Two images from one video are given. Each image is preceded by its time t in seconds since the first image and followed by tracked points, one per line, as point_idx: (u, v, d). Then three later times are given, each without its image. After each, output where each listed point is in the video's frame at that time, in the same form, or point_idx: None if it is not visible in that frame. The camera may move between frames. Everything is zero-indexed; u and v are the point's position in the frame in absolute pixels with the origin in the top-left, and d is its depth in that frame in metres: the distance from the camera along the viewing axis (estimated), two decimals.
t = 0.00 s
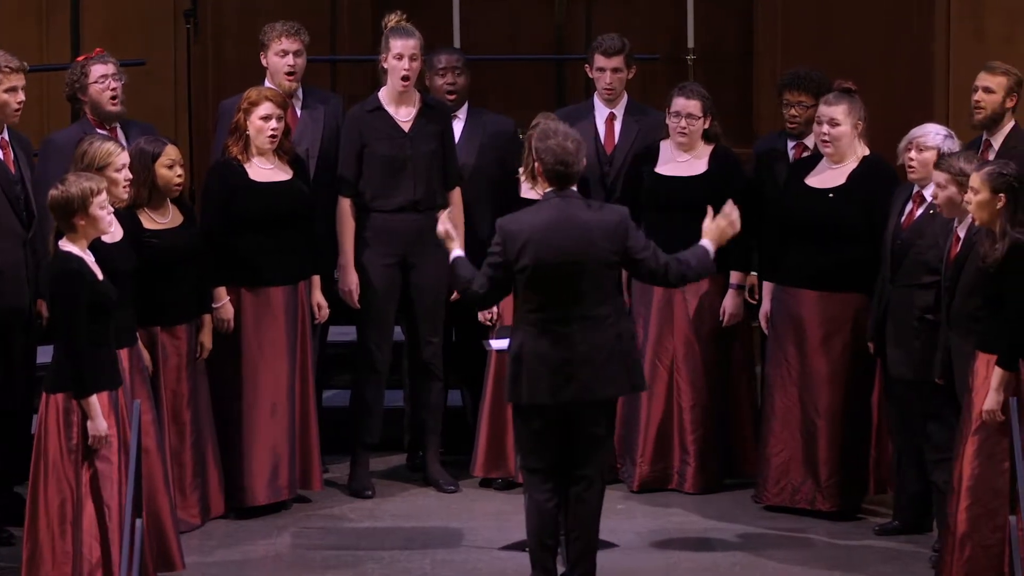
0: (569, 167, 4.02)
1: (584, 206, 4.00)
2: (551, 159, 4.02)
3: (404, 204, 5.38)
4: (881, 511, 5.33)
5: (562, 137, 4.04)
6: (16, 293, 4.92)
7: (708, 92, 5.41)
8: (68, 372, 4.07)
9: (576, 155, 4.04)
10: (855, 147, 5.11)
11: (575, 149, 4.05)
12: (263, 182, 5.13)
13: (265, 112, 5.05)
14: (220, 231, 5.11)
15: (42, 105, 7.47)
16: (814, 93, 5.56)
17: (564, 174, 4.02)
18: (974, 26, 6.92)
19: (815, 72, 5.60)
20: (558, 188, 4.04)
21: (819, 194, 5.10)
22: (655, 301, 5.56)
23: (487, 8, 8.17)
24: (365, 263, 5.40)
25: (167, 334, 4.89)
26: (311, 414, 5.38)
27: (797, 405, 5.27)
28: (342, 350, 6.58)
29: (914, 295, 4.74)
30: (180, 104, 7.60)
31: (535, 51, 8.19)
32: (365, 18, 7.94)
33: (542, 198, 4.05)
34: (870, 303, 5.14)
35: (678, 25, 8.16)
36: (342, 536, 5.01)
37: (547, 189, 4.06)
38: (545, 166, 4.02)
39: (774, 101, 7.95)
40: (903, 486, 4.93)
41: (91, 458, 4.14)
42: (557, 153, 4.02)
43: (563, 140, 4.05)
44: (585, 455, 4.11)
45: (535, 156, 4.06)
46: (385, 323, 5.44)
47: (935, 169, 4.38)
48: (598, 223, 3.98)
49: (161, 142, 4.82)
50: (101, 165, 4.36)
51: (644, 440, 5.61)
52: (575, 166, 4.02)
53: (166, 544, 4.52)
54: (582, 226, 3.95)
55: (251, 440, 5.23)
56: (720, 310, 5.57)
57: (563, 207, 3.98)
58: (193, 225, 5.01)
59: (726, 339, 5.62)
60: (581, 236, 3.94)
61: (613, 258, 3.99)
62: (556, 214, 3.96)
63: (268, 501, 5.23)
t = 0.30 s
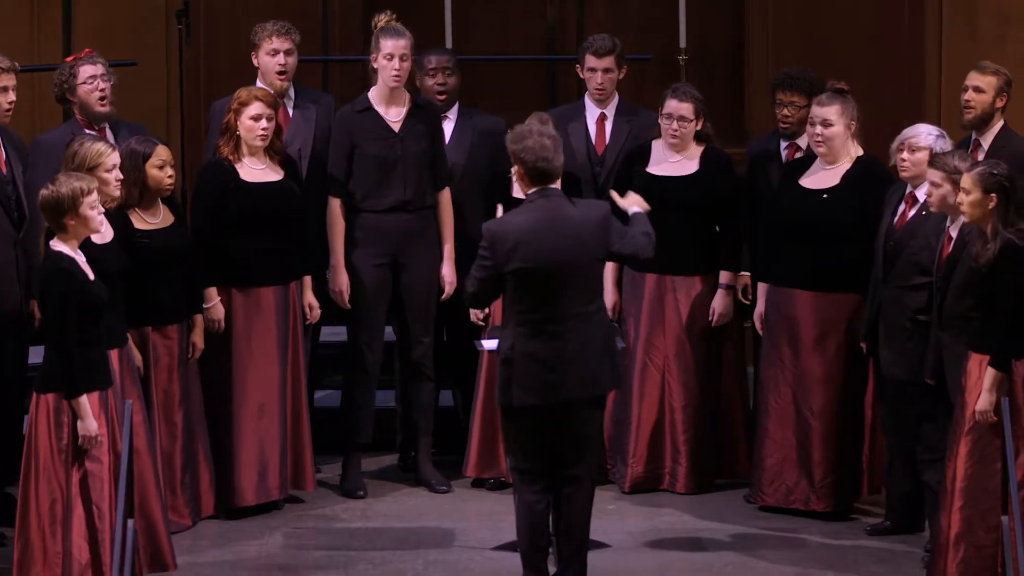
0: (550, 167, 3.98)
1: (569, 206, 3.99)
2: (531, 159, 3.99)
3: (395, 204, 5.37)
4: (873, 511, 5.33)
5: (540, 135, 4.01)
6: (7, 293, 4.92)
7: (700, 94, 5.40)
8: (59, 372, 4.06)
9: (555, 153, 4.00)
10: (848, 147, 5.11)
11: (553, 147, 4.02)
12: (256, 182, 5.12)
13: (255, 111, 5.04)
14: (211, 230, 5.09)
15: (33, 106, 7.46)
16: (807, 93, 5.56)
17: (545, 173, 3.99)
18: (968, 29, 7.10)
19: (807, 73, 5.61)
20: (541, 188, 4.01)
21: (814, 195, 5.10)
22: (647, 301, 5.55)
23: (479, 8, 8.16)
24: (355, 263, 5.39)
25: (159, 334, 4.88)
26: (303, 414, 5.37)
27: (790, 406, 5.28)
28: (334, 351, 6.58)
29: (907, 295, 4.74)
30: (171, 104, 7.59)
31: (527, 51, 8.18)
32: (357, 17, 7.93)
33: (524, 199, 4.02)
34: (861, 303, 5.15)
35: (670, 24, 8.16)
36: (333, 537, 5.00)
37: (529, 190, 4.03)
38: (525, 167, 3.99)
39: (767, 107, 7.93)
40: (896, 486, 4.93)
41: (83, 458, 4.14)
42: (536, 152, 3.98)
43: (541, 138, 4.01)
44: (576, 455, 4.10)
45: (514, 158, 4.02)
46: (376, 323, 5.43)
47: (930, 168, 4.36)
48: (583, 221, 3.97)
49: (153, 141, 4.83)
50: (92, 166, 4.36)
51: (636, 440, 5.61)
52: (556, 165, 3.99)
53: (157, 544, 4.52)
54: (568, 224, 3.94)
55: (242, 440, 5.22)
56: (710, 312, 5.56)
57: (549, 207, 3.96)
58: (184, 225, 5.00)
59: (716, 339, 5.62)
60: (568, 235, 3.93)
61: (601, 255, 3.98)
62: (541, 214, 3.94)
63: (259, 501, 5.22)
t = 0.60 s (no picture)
0: (524, 167, 3.97)
1: (546, 205, 3.98)
2: (505, 159, 3.97)
3: (385, 205, 5.37)
4: (863, 511, 5.34)
5: (513, 136, 3.99)
6: None
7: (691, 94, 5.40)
8: (49, 373, 4.04)
9: (529, 153, 3.98)
10: (840, 147, 5.11)
11: (527, 146, 4.00)
12: (246, 184, 5.11)
13: (244, 111, 5.03)
14: (200, 230, 5.09)
15: (24, 106, 7.44)
16: (798, 93, 5.56)
17: (518, 173, 3.97)
18: (958, 29, 7.32)
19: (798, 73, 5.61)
20: (517, 188, 3.99)
21: (805, 195, 5.10)
22: (637, 302, 5.55)
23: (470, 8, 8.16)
24: (345, 264, 5.38)
25: (149, 334, 4.87)
26: (293, 415, 5.36)
27: (783, 405, 5.28)
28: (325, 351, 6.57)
29: (900, 296, 4.75)
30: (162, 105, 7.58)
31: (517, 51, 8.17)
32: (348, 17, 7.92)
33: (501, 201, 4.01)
34: (853, 302, 5.15)
35: (661, 24, 8.17)
36: (324, 538, 4.99)
37: (506, 191, 4.01)
38: (500, 169, 3.98)
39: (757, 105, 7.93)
40: (887, 487, 4.93)
41: (72, 458, 4.13)
42: (510, 152, 3.97)
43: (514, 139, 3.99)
44: (566, 455, 4.09)
45: (488, 159, 4.00)
46: (366, 324, 5.42)
47: (924, 166, 4.36)
48: (561, 221, 3.96)
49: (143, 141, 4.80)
50: (80, 166, 4.34)
51: (626, 441, 5.61)
52: (530, 165, 3.97)
53: (147, 545, 4.51)
54: (546, 225, 3.93)
55: (233, 441, 5.21)
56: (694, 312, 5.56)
57: (526, 206, 3.95)
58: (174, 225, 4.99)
59: (707, 339, 5.63)
60: (546, 234, 3.92)
61: (580, 254, 3.97)
62: (519, 215, 3.93)
63: (249, 502, 5.21)
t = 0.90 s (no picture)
0: (502, 167, 3.97)
1: (529, 206, 3.95)
2: (483, 159, 3.98)
3: (376, 205, 5.36)
4: (854, 512, 5.34)
5: (489, 137, 4.01)
6: None
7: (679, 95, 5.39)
8: (38, 373, 4.03)
9: (507, 154, 3.99)
10: (830, 147, 5.12)
11: (505, 147, 4.01)
12: (234, 184, 5.11)
13: (232, 111, 5.02)
14: (189, 231, 5.08)
15: (14, 107, 7.41)
16: (787, 94, 5.56)
17: (496, 174, 3.97)
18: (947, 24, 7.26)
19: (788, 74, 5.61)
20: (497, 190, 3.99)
21: (794, 196, 5.11)
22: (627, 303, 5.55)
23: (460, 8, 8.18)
24: (336, 264, 5.38)
25: (138, 335, 4.86)
26: (283, 417, 5.36)
27: (775, 405, 5.29)
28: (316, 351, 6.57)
29: (893, 296, 4.75)
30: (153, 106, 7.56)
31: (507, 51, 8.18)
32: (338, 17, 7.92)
33: (484, 204, 3.99)
34: (844, 303, 5.15)
35: (652, 24, 8.17)
36: (315, 538, 4.98)
37: (486, 193, 4.01)
38: (478, 169, 3.98)
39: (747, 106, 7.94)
40: (877, 487, 4.93)
41: (61, 459, 4.12)
42: (488, 152, 3.98)
43: (492, 140, 4.01)
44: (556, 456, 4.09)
45: (467, 162, 4.02)
46: (357, 325, 5.41)
47: (913, 167, 4.37)
48: (543, 222, 3.93)
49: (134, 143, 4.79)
50: (70, 166, 4.33)
51: (616, 441, 5.61)
52: (508, 165, 3.98)
53: (135, 545, 4.51)
54: (527, 225, 3.90)
55: (222, 441, 5.20)
56: (690, 311, 5.57)
57: (508, 208, 3.93)
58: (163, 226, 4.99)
59: (697, 339, 5.63)
60: (527, 236, 3.89)
61: (562, 257, 3.94)
62: (500, 216, 3.91)
63: (238, 503, 5.20)
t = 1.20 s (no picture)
0: (498, 168, 3.95)
1: (524, 206, 3.93)
2: (479, 160, 3.97)
3: (366, 204, 5.36)
4: (842, 511, 5.35)
5: (489, 138, 4.00)
6: None
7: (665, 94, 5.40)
8: (24, 373, 4.03)
9: (505, 155, 3.98)
10: (818, 147, 5.13)
11: (504, 148, 4.00)
12: (223, 183, 5.10)
13: (219, 111, 5.01)
14: (178, 229, 5.07)
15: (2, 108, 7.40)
16: (776, 94, 5.59)
17: (493, 174, 3.96)
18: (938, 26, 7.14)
19: (776, 73, 5.62)
20: (494, 190, 3.97)
21: (784, 194, 5.12)
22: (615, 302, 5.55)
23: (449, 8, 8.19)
24: (325, 264, 5.37)
25: (127, 334, 4.85)
26: (272, 416, 5.36)
27: (765, 404, 5.30)
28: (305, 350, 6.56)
29: (883, 296, 4.76)
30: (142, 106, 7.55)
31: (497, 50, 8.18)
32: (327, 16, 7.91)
33: (482, 202, 3.98)
34: (833, 302, 5.16)
35: (641, 24, 8.18)
36: (304, 537, 4.98)
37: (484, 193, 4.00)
38: (475, 169, 3.97)
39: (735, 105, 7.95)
40: (866, 486, 4.94)
41: (50, 458, 4.12)
42: (485, 153, 3.97)
43: (491, 140, 4.00)
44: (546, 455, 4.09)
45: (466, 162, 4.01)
46: (347, 324, 5.41)
47: (902, 167, 4.36)
48: (537, 221, 3.90)
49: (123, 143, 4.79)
50: (57, 165, 4.32)
51: (605, 440, 5.61)
52: (505, 166, 3.96)
53: (123, 544, 4.51)
54: (521, 225, 3.88)
55: (211, 441, 5.19)
56: (678, 310, 5.58)
57: (503, 207, 3.91)
58: (151, 225, 4.97)
59: (685, 340, 5.64)
60: (521, 235, 3.87)
61: (556, 257, 3.91)
62: (494, 216, 3.89)
63: (227, 503, 5.20)
